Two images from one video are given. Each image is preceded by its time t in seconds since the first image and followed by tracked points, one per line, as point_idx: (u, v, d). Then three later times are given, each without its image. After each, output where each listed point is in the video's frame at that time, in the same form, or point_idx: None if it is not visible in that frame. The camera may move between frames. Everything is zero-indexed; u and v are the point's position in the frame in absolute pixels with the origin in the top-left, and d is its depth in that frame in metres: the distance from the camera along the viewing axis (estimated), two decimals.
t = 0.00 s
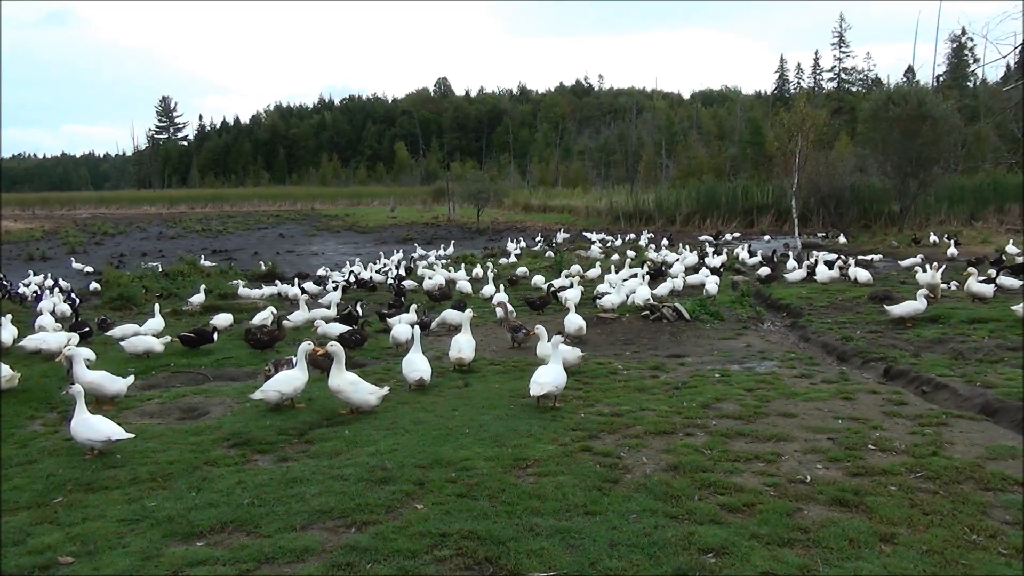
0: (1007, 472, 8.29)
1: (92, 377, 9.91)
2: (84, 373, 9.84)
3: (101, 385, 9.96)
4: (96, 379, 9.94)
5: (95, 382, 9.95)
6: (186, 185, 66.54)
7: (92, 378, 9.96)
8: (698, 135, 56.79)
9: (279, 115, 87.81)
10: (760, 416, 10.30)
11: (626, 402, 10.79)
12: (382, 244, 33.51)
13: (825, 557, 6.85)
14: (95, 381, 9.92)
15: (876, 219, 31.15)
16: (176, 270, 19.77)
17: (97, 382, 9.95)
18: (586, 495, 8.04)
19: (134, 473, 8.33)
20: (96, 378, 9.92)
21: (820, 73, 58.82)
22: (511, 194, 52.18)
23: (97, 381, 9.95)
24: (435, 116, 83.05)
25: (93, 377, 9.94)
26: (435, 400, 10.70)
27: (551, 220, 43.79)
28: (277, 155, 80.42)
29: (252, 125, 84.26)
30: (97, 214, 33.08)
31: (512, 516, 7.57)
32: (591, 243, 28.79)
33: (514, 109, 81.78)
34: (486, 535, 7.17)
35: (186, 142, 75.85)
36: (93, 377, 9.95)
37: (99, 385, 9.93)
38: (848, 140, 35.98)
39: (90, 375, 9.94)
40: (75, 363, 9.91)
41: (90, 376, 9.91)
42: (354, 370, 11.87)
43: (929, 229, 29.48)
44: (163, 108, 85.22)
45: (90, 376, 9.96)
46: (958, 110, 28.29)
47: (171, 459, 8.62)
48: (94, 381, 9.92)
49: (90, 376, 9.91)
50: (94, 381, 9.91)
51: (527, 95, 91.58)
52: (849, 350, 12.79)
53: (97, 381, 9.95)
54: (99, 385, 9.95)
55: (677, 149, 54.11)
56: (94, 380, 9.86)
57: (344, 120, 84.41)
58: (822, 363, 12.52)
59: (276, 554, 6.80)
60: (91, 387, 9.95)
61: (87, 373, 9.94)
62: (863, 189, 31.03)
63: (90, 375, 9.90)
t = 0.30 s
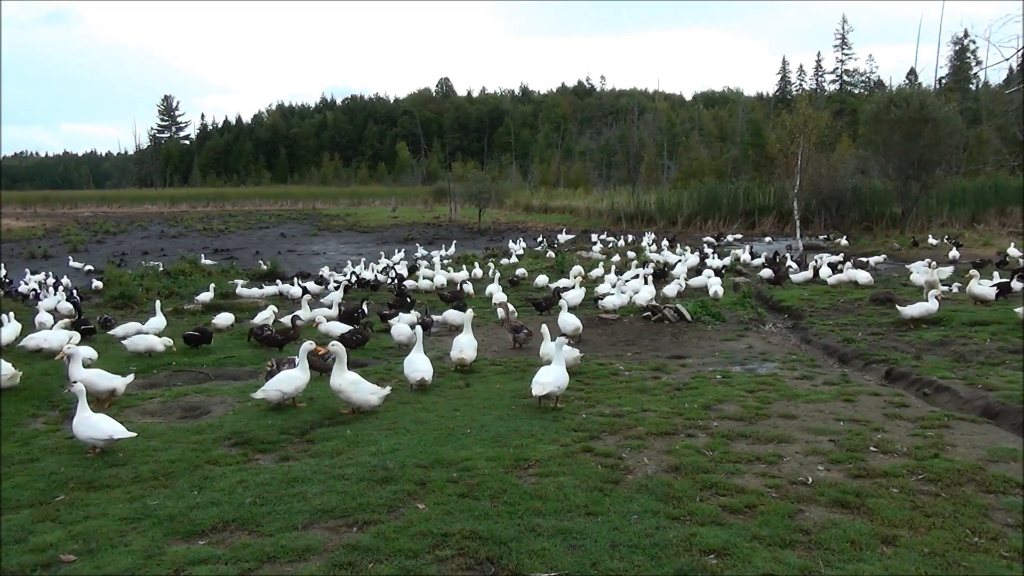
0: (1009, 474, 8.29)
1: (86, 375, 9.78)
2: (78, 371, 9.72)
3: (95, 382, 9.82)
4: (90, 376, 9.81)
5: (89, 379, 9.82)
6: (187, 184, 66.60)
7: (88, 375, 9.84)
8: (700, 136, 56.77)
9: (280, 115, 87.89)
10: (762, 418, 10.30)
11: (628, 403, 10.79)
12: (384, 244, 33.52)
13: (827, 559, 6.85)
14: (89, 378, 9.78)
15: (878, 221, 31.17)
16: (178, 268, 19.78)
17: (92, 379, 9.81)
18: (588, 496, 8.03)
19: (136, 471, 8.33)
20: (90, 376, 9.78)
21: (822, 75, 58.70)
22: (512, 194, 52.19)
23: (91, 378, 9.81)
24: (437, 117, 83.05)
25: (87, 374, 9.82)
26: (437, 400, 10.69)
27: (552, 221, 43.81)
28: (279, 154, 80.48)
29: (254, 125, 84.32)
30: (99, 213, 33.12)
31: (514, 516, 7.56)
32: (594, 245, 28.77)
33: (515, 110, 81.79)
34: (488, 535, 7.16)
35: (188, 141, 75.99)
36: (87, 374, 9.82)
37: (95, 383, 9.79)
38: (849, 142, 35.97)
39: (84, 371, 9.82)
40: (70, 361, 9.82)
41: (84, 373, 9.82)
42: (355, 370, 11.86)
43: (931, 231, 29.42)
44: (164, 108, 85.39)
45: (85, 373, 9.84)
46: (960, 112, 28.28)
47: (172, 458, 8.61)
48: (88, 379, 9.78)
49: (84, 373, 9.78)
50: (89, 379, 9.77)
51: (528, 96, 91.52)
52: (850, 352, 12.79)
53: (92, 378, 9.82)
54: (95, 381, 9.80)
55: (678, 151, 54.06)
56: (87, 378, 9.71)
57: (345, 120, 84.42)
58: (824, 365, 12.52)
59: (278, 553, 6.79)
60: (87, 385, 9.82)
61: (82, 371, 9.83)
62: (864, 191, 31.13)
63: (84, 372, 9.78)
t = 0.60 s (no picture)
0: None
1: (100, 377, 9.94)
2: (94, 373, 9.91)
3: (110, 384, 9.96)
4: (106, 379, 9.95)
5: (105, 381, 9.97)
6: (206, 184, 67.28)
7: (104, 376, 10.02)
8: (717, 137, 56.46)
9: (299, 115, 88.53)
10: (781, 420, 10.24)
11: (645, 404, 10.75)
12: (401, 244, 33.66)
13: (847, 563, 6.79)
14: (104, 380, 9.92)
15: (898, 222, 30.93)
16: (198, 267, 19.97)
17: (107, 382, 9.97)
18: (605, 497, 8.01)
19: (157, 468, 8.40)
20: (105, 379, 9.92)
21: (842, 74, 58.09)
22: (529, 194, 52.19)
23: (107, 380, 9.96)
24: (453, 117, 83.21)
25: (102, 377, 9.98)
26: (454, 400, 10.71)
27: (568, 221, 43.78)
28: (296, 155, 81.07)
29: (272, 125, 85.01)
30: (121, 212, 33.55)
31: (531, 516, 7.56)
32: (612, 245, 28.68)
33: (532, 110, 81.78)
34: (505, 535, 7.16)
35: (207, 142, 76.84)
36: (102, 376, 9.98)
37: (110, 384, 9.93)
38: (869, 142, 35.66)
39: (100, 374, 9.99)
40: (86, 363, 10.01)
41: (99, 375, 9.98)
42: (373, 369, 11.92)
43: (952, 233, 29.11)
44: (185, 109, 86.38)
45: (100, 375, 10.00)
46: (983, 112, 27.94)
47: (192, 456, 8.69)
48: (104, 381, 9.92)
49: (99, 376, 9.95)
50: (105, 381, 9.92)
51: (545, 96, 91.37)
52: (869, 355, 12.69)
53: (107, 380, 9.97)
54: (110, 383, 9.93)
55: (695, 151, 53.78)
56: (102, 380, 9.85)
57: (363, 120, 84.80)
58: (843, 368, 12.41)
59: (296, 551, 6.83)
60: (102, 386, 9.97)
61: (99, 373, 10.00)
62: (884, 192, 30.97)
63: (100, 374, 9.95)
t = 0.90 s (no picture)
0: None
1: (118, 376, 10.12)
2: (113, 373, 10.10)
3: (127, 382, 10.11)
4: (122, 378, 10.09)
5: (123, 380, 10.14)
6: (226, 183, 67.97)
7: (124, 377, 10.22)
8: (736, 137, 56.04)
9: (318, 116, 89.16)
10: (800, 421, 10.15)
11: (664, 405, 10.69)
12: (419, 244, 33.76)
13: (869, 566, 6.72)
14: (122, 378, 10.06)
15: (920, 223, 30.57)
16: (218, 267, 20.16)
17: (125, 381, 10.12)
18: (624, 497, 7.98)
19: (178, 466, 8.48)
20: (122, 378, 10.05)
21: (863, 73, 57.44)
22: (546, 194, 52.15)
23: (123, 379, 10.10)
24: (472, 117, 83.34)
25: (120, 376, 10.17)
26: (472, 399, 10.72)
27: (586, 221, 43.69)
28: (315, 155, 81.69)
29: (291, 125, 85.70)
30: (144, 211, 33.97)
31: (549, 517, 7.55)
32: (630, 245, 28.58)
33: (549, 110, 81.72)
34: (523, 535, 7.16)
35: (228, 143, 77.66)
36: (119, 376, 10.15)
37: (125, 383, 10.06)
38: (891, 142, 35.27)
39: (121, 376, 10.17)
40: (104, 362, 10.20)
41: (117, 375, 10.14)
42: (391, 369, 11.96)
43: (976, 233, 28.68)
44: (205, 110, 87.40)
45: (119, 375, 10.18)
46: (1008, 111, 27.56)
47: (213, 453, 8.76)
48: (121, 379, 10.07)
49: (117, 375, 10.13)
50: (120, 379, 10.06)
51: (562, 96, 91.17)
52: (891, 356, 12.55)
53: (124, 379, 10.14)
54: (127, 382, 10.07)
55: (714, 151, 53.45)
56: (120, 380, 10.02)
57: (381, 120, 85.18)
58: (865, 369, 12.29)
59: (316, 548, 6.87)
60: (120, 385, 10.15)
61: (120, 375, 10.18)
62: (906, 192, 30.60)
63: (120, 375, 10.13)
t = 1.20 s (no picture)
0: None
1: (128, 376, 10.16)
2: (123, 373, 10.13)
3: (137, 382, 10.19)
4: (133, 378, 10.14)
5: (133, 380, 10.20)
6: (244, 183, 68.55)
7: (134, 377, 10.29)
8: (753, 136, 55.66)
9: (334, 116, 89.62)
10: (818, 423, 10.08)
11: (681, 406, 10.65)
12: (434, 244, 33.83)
13: (888, 570, 6.66)
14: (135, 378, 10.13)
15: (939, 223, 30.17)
16: (235, 266, 20.30)
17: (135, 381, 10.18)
18: (640, 498, 7.96)
19: (197, 463, 8.54)
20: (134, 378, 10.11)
21: (882, 72, 56.82)
22: (562, 194, 52.09)
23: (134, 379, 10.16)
24: (487, 117, 83.40)
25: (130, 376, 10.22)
26: (488, 399, 10.72)
27: (602, 221, 43.60)
28: (332, 155, 82.19)
29: (308, 125, 86.25)
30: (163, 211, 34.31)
31: (565, 517, 7.54)
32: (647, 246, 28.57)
33: (565, 110, 81.56)
34: (540, 535, 7.15)
35: (246, 143, 78.33)
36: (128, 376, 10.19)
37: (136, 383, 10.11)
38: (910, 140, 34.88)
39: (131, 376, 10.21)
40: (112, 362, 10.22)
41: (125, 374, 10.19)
42: (407, 368, 12.00)
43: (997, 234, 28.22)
44: (223, 111, 88.12)
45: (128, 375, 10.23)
46: None
47: (231, 451, 8.82)
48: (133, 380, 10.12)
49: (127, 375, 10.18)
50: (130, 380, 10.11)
51: (578, 96, 90.93)
52: (910, 358, 12.44)
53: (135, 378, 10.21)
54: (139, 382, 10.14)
55: (731, 151, 53.07)
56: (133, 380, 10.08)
57: (397, 120, 85.47)
58: (883, 371, 12.18)
59: (333, 546, 6.91)
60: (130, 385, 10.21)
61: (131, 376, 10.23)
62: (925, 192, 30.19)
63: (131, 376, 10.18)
